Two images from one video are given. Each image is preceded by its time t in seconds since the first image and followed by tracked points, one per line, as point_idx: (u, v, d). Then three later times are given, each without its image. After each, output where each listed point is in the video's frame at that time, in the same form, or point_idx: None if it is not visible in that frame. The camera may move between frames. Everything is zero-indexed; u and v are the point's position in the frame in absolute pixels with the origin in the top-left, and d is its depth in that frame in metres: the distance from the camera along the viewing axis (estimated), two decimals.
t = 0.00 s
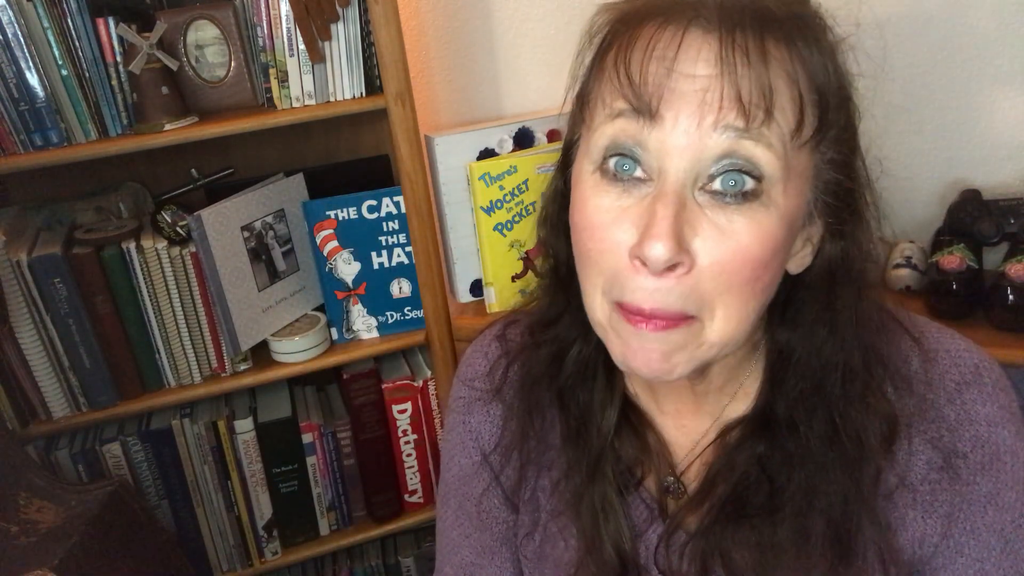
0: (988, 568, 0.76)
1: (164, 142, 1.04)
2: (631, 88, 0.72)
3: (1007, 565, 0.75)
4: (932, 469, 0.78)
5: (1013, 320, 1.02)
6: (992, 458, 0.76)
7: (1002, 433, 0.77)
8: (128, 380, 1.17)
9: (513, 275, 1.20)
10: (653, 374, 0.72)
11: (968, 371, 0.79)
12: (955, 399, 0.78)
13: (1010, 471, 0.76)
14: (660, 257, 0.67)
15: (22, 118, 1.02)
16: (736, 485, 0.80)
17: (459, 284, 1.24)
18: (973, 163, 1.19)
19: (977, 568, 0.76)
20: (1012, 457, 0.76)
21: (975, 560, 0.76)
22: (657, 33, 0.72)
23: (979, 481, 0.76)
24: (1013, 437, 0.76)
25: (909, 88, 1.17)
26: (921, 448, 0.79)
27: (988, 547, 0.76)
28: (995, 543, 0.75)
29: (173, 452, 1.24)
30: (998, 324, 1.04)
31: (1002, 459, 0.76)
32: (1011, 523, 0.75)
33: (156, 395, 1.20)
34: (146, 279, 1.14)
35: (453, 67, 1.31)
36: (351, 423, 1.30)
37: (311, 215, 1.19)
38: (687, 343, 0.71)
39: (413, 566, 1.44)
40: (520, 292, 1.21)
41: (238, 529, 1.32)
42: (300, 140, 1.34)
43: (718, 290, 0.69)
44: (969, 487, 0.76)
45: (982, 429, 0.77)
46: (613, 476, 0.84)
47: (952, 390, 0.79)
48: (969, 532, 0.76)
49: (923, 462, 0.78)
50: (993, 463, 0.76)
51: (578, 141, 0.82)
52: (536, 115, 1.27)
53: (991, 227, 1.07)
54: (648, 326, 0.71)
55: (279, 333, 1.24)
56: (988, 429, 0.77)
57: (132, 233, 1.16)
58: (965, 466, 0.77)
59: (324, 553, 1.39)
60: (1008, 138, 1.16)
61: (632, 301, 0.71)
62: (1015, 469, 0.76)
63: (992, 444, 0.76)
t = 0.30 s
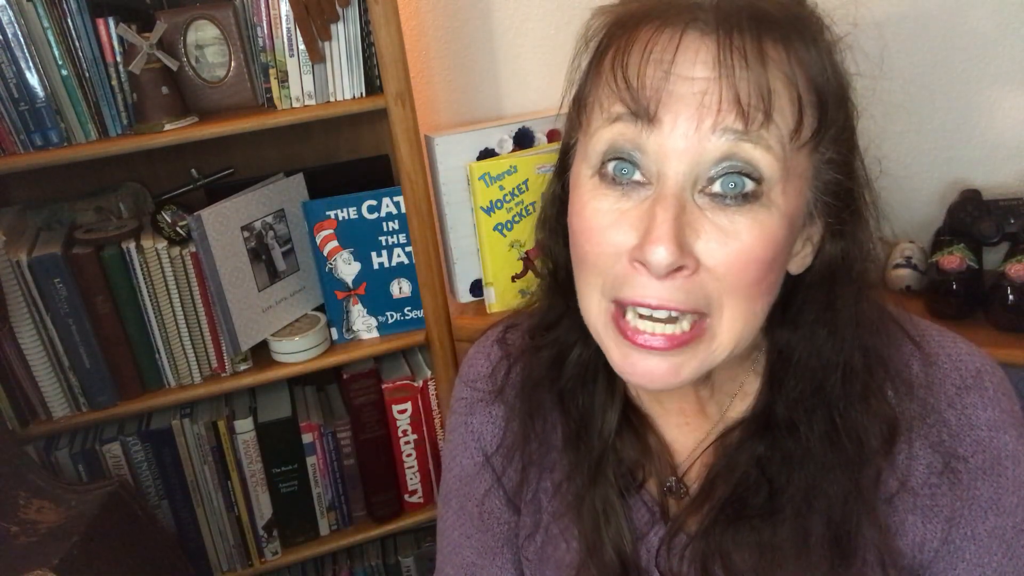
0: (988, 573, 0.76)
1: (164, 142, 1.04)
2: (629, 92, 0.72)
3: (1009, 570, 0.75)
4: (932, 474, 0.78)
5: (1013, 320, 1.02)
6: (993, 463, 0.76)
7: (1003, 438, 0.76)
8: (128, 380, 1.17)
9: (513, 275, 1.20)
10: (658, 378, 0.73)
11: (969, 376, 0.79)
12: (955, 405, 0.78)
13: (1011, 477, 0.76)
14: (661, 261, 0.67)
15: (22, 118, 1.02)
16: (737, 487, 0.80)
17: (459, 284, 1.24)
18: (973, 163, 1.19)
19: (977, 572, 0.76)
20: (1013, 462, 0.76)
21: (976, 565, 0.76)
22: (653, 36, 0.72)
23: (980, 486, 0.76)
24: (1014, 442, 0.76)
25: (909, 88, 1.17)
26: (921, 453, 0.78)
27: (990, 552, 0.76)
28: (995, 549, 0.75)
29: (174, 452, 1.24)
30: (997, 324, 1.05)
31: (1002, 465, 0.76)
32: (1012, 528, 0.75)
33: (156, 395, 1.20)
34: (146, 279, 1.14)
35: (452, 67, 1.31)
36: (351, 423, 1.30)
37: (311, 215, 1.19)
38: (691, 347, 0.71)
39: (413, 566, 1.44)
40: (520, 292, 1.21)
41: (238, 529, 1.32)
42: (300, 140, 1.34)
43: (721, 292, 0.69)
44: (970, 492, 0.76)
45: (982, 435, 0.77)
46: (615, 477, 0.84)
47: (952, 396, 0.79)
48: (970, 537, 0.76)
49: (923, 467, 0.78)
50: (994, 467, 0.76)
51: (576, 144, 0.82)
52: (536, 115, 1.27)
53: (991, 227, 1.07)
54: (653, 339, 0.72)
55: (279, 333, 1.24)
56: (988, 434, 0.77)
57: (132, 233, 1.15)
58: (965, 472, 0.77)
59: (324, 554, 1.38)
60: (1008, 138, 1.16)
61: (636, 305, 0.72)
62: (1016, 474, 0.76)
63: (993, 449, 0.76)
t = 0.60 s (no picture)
0: None
1: (164, 142, 1.04)
2: (612, 90, 0.73)
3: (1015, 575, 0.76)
4: (938, 481, 0.77)
5: (1013, 320, 1.02)
6: (1000, 469, 0.76)
7: (1009, 442, 0.76)
8: (128, 380, 1.17)
9: (513, 275, 1.20)
10: (642, 367, 0.71)
11: (975, 380, 0.78)
12: (961, 410, 0.78)
13: (1017, 483, 0.75)
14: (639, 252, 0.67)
15: (22, 118, 1.02)
16: (739, 488, 0.80)
17: (459, 284, 1.24)
18: (974, 163, 1.19)
19: None
20: (1019, 466, 0.76)
21: (982, 569, 0.76)
22: (633, 37, 0.73)
23: (987, 491, 0.76)
24: (1019, 446, 0.76)
25: (909, 88, 1.17)
26: (927, 459, 0.78)
27: (995, 556, 0.76)
28: (1002, 553, 0.76)
29: (173, 452, 1.24)
30: (997, 324, 1.05)
31: (1009, 470, 0.76)
32: (1017, 532, 0.75)
33: (156, 395, 1.20)
34: (146, 279, 1.14)
35: (453, 67, 1.31)
36: (351, 423, 1.30)
37: (311, 215, 1.19)
38: (673, 341, 0.70)
39: (413, 566, 1.43)
40: (520, 292, 1.21)
41: (238, 529, 1.32)
42: (300, 140, 1.34)
43: (703, 285, 0.68)
44: (976, 497, 0.76)
45: (989, 441, 0.76)
46: (618, 478, 0.84)
47: (958, 401, 0.78)
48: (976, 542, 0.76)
49: (928, 473, 0.78)
50: (1001, 472, 0.76)
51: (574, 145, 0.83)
52: (536, 115, 1.27)
53: (990, 227, 1.07)
54: (631, 328, 0.71)
55: (278, 333, 1.24)
56: (995, 440, 0.76)
57: (132, 233, 1.15)
58: (971, 478, 0.76)
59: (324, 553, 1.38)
60: (1009, 138, 1.16)
61: (618, 300, 0.71)
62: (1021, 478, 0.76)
63: (999, 453, 0.76)
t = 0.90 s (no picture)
0: None
1: (164, 142, 1.04)
2: (618, 85, 0.72)
3: None
4: (949, 483, 0.77)
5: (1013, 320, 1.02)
6: (1008, 471, 0.74)
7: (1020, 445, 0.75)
8: (128, 380, 1.17)
9: (513, 275, 1.20)
10: (682, 360, 0.71)
11: (985, 384, 0.78)
12: (970, 411, 0.77)
13: None
14: (673, 234, 0.67)
15: (22, 118, 1.02)
16: (741, 487, 0.80)
17: (459, 284, 1.24)
18: (974, 163, 1.19)
19: None
20: None
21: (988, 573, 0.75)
22: (633, 33, 0.73)
23: (994, 493, 0.75)
24: None
25: (907, 88, 1.17)
26: (941, 462, 0.77)
27: (1002, 560, 0.74)
28: (1009, 556, 0.74)
29: (174, 452, 1.24)
30: (997, 323, 1.05)
31: (1018, 472, 0.74)
32: None
33: (156, 395, 1.20)
34: (146, 279, 1.14)
35: (452, 67, 1.31)
36: (352, 423, 1.30)
37: (311, 215, 1.19)
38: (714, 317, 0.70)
39: (413, 566, 1.43)
40: (519, 292, 1.21)
41: (238, 529, 1.32)
42: (299, 140, 1.34)
43: (736, 258, 0.69)
44: (983, 498, 0.75)
45: (999, 443, 0.75)
46: (625, 487, 0.84)
47: (967, 403, 0.78)
48: (983, 544, 0.75)
49: (941, 475, 0.77)
50: (1010, 475, 0.74)
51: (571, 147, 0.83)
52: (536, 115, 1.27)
53: (990, 227, 1.07)
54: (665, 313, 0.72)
55: (278, 333, 1.24)
56: (1003, 441, 0.75)
57: (132, 233, 1.15)
58: (981, 480, 0.75)
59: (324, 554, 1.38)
60: (1008, 139, 1.16)
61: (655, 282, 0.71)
62: None
63: (1009, 456, 0.75)
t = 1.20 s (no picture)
0: None
1: (164, 142, 1.04)
2: (625, 86, 0.72)
3: None
4: (949, 485, 0.77)
5: (1012, 320, 1.02)
6: (1008, 475, 0.75)
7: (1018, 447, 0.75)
8: (128, 380, 1.17)
9: (513, 275, 1.20)
10: (676, 356, 0.72)
11: (983, 386, 0.78)
12: (971, 415, 0.77)
13: None
14: (671, 237, 0.68)
15: (22, 118, 1.02)
16: (741, 487, 0.80)
17: (459, 284, 1.24)
18: (974, 164, 1.18)
19: None
20: None
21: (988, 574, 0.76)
22: (642, 32, 0.72)
23: (994, 496, 0.75)
24: None
25: (908, 88, 1.17)
26: (940, 464, 0.77)
27: (1002, 562, 0.75)
28: (1008, 558, 0.75)
29: (174, 452, 1.24)
30: (997, 324, 1.05)
31: (1018, 475, 0.75)
32: None
33: (156, 395, 1.20)
34: (146, 279, 1.14)
35: (452, 67, 1.31)
36: (351, 423, 1.30)
37: (311, 215, 1.19)
38: (708, 319, 0.71)
39: (413, 566, 1.43)
40: (519, 292, 1.21)
41: (239, 529, 1.32)
42: (300, 140, 1.34)
43: (734, 262, 0.69)
44: (983, 501, 0.76)
45: (1000, 446, 0.75)
46: (624, 484, 0.84)
47: (967, 406, 0.78)
48: (983, 547, 0.76)
49: (940, 478, 0.77)
50: (1009, 478, 0.75)
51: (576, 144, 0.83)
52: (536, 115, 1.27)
53: (990, 227, 1.08)
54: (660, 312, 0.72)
55: (278, 333, 1.24)
56: (1003, 445, 0.75)
57: (132, 233, 1.15)
58: (980, 482, 0.76)
59: (324, 554, 1.38)
60: (1009, 139, 1.15)
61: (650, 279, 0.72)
62: None
63: (1008, 458, 0.75)
